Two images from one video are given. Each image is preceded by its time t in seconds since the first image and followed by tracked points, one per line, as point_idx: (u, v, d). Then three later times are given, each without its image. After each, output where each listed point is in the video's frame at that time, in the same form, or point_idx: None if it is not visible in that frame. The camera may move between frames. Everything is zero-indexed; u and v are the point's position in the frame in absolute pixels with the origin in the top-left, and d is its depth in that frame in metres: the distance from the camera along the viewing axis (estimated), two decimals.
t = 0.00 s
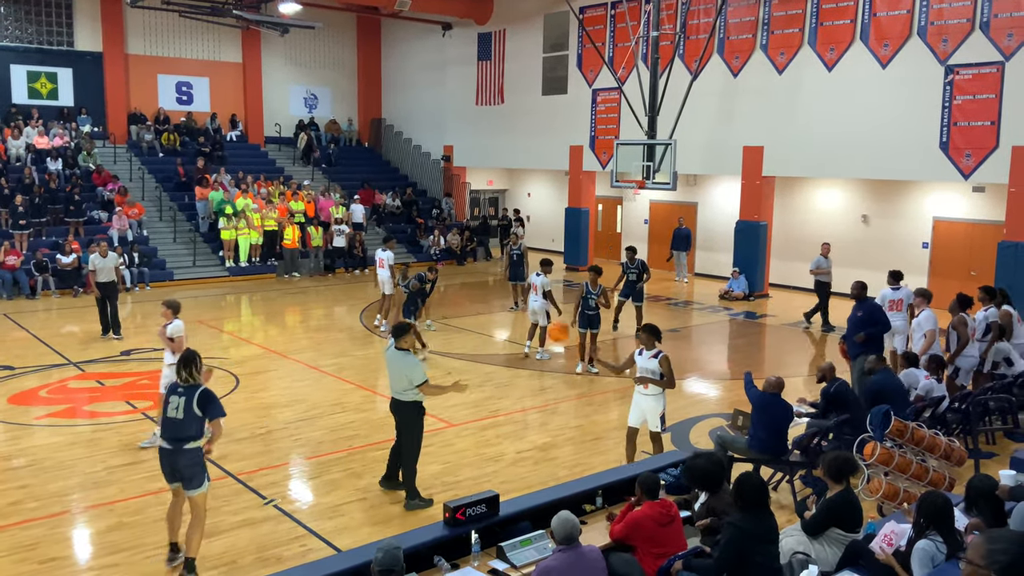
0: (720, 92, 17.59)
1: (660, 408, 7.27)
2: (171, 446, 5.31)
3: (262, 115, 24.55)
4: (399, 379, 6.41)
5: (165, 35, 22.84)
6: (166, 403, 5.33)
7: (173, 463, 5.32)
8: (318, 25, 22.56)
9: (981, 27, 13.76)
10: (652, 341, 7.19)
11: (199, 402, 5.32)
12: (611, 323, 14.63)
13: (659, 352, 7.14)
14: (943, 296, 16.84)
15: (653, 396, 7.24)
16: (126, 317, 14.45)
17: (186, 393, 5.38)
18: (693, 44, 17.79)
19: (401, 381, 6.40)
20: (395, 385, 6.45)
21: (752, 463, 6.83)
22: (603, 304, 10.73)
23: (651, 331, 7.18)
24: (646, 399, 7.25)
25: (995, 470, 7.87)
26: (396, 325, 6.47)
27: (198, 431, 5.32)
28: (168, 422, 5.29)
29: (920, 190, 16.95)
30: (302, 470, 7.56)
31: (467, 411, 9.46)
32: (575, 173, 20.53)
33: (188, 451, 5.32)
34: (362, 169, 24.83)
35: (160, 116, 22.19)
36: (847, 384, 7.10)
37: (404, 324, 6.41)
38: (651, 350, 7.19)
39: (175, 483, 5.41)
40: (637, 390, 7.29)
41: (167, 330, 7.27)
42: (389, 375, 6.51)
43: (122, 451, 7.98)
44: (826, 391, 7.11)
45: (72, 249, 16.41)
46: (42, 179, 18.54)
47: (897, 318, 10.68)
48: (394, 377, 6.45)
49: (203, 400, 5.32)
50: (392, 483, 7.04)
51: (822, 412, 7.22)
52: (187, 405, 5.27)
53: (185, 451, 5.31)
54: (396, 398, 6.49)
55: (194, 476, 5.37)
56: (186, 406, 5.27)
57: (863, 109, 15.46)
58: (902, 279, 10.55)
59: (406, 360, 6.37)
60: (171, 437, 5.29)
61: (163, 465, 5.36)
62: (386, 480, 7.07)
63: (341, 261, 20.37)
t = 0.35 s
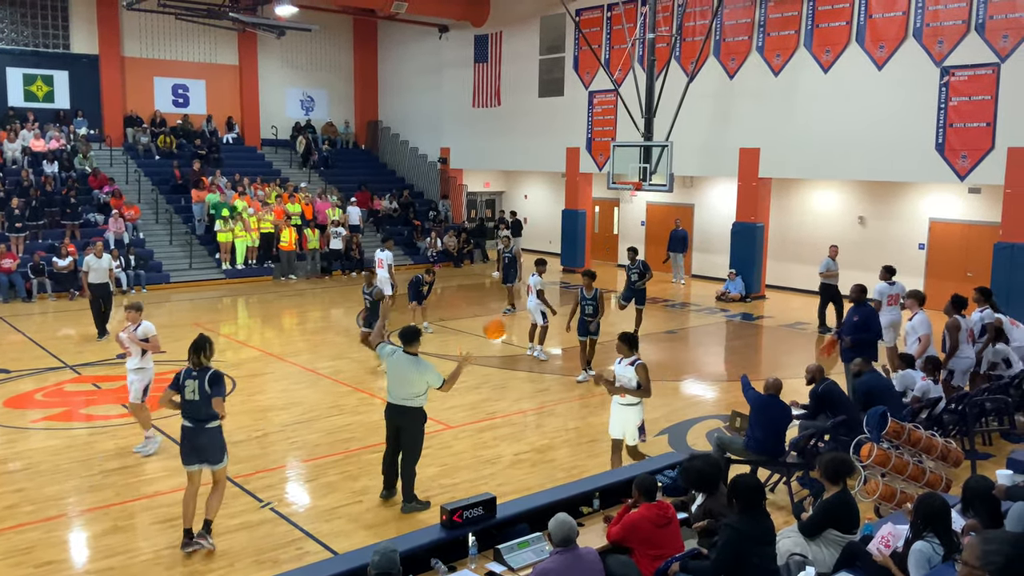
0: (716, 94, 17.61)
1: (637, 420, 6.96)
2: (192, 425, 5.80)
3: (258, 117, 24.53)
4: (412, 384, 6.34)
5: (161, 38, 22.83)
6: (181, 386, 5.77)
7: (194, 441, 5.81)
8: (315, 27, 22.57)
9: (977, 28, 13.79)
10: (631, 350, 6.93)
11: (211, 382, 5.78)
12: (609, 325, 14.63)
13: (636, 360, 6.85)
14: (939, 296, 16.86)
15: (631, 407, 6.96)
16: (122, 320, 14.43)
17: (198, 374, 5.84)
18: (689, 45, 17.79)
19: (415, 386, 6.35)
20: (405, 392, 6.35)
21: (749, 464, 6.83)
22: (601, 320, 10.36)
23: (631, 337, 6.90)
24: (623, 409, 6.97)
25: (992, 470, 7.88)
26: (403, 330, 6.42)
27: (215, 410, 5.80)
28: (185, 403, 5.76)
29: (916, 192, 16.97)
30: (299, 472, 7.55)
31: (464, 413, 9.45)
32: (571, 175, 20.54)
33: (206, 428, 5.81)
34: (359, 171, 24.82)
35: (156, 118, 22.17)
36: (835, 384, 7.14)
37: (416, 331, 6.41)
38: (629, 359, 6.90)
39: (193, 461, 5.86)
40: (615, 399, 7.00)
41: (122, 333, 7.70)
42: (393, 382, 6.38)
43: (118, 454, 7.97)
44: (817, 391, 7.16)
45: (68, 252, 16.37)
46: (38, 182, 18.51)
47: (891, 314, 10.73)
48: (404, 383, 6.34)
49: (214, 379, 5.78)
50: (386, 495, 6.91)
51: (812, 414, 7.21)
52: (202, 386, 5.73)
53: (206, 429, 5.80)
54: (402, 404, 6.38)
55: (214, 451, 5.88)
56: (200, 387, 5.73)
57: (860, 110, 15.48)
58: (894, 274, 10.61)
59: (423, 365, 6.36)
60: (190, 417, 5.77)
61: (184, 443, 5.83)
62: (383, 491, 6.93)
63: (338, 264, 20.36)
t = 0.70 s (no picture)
0: (716, 92, 17.61)
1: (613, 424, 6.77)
2: (221, 408, 6.05)
3: (258, 116, 24.54)
4: (413, 385, 6.21)
5: (161, 37, 22.83)
6: (209, 372, 6.01)
7: (222, 422, 6.06)
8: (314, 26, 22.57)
9: (976, 26, 13.78)
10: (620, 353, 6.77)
11: (241, 368, 6.04)
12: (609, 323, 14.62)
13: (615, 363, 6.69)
14: (939, 294, 16.86)
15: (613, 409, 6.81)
16: (122, 319, 14.44)
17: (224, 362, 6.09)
18: (689, 44, 17.78)
19: (417, 386, 6.23)
20: (407, 395, 6.20)
21: (749, 462, 6.83)
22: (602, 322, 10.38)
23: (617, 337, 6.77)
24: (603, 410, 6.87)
25: (992, 468, 7.88)
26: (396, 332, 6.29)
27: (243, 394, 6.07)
28: (214, 387, 6.01)
29: (916, 189, 16.97)
30: (299, 471, 7.55)
31: (464, 411, 9.45)
32: (571, 173, 20.54)
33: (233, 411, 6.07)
34: (359, 170, 24.81)
35: (156, 117, 22.19)
36: (840, 383, 7.14)
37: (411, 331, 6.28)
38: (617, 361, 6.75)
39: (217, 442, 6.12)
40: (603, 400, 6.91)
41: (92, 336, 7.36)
42: (393, 388, 6.18)
43: (119, 453, 7.97)
44: (819, 390, 7.15)
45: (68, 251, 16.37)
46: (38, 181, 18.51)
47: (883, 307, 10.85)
48: (406, 385, 6.19)
49: (244, 365, 6.05)
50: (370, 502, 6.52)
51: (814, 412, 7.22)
52: (233, 371, 6.00)
53: (233, 411, 6.07)
54: (404, 408, 6.23)
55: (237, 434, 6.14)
56: (232, 372, 6.00)
57: (860, 108, 15.47)
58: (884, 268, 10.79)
59: (422, 365, 6.24)
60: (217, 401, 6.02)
61: (211, 425, 6.07)
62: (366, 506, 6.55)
63: (338, 262, 20.37)
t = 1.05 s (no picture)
0: (717, 90, 17.60)
1: (598, 429, 6.64)
2: (240, 393, 6.52)
3: (259, 115, 24.55)
4: (398, 388, 6.13)
5: (163, 36, 22.85)
6: (231, 358, 6.46)
7: (239, 405, 6.54)
8: (314, 24, 22.58)
9: (977, 24, 13.77)
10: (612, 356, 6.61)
11: (259, 355, 6.47)
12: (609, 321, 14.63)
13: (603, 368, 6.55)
14: (940, 293, 16.86)
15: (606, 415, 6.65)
16: (123, 318, 14.44)
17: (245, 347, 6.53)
18: (690, 42, 17.77)
19: (402, 387, 6.15)
20: (393, 398, 6.11)
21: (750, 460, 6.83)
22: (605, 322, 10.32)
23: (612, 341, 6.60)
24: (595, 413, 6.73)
25: (992, 466, 7.88)
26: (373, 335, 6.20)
27: (262, 379, 6.51)
28: (235, 372, 6.47)
29: (917, 187, 16.96)
30: (300, 469, 7.56)
31: (464, 410, 9.46)
32: (572, 172, 20.54)
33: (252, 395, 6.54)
34: (359, 169, 24.78)
35: (157, 116, 22.19)
36: (841, 381, 7.14)
37: (387, 333, 6.21)
38: (609, 364, 6.61)
39: (237, 424, 6.63)
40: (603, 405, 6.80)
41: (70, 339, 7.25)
42: (378, 393, 6.09)
43: (120, 452, 7.98)
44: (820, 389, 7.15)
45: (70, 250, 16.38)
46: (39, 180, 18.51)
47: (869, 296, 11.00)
48: (391, 389, 6.11)
49: (263, 352, 6.47)
50: (369, 519, 6.35)
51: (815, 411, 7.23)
52: (252, 359, 6.43)
53: (251, 396, 6.54)
54: (392, 413, 6.16)
55: (255, 416, 6.62)
56: (251, 359, 6.43)
57: (860, 107, 15.46)
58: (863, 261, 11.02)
59: (403, 366, 6.18)
60: (238, 386, 6.49)
61: (230, 407, 6.57)
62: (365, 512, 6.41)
63: (339, 261, 20.38)
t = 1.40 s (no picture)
0: (720, 87, 17.57)
1: (605, 430, 6.63)
2: (269, 375, 6.86)
3: (263, 112, 24.56)
4: (392, 389, 6.00)
5: (166, 34, 22.85)
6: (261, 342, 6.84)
7: (266, 387, 6.87)
8: (317, 22, 22.58)
9: (982, 20, 13.74)
10: (617, 354, 6.60)
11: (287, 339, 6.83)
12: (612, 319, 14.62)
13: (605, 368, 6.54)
14: (944, 291, 16.83)
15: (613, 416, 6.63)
16: (127, 315, 14.46)
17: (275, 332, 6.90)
18: (694, 39, 17.76)
19: (396, 388, 6.02)
20: (387, 399, 5.97)
21: (754, 457, 6.83)
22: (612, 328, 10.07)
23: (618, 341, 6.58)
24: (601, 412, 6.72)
25: (997, 463, 7.88)
26: (367, 337, 6.02)
27: (289, 362, 6.87)
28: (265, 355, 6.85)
29: (921, 184, 16.91)
30: (304, 466, 7.57)
31: (468, 407, 9.47)
32: (576, 169, 20.52)
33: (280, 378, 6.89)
34: (363, 166, 24.77)
35: (161, 114, 22.19)
36: (846, 380, 7.07)
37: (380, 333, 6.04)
38: (614, 362, 6.60)
39: (262, 405, 6.91)
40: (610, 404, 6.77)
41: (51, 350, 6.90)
42: (374, 395, 5.95)
43: (125, 449, 8.00)
44: (823, 386, 7.13)
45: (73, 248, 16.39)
46: (43, 177, 18.54)
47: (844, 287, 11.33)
48: (385, 390, 5.98)
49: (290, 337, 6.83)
50: (374, 517, 6.34)
51: (818, 408, 7.20)
52: (281, 343, 6.80)
53: (279, 378, 6.88)
54: (386, 414, 6.01)
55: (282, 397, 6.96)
56: (279, 343, 6.78)
57: (864, 104, 15.43)
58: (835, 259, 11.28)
59: (397, 365, 6.06)
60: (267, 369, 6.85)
61: (258, 389, 6.88)
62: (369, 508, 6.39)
63: (343, 258, 20.39)
